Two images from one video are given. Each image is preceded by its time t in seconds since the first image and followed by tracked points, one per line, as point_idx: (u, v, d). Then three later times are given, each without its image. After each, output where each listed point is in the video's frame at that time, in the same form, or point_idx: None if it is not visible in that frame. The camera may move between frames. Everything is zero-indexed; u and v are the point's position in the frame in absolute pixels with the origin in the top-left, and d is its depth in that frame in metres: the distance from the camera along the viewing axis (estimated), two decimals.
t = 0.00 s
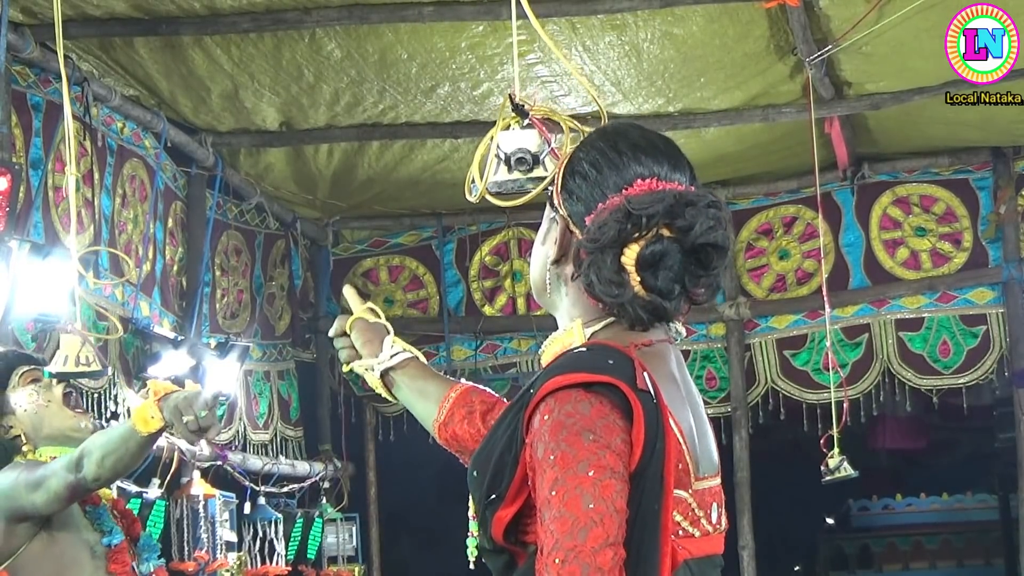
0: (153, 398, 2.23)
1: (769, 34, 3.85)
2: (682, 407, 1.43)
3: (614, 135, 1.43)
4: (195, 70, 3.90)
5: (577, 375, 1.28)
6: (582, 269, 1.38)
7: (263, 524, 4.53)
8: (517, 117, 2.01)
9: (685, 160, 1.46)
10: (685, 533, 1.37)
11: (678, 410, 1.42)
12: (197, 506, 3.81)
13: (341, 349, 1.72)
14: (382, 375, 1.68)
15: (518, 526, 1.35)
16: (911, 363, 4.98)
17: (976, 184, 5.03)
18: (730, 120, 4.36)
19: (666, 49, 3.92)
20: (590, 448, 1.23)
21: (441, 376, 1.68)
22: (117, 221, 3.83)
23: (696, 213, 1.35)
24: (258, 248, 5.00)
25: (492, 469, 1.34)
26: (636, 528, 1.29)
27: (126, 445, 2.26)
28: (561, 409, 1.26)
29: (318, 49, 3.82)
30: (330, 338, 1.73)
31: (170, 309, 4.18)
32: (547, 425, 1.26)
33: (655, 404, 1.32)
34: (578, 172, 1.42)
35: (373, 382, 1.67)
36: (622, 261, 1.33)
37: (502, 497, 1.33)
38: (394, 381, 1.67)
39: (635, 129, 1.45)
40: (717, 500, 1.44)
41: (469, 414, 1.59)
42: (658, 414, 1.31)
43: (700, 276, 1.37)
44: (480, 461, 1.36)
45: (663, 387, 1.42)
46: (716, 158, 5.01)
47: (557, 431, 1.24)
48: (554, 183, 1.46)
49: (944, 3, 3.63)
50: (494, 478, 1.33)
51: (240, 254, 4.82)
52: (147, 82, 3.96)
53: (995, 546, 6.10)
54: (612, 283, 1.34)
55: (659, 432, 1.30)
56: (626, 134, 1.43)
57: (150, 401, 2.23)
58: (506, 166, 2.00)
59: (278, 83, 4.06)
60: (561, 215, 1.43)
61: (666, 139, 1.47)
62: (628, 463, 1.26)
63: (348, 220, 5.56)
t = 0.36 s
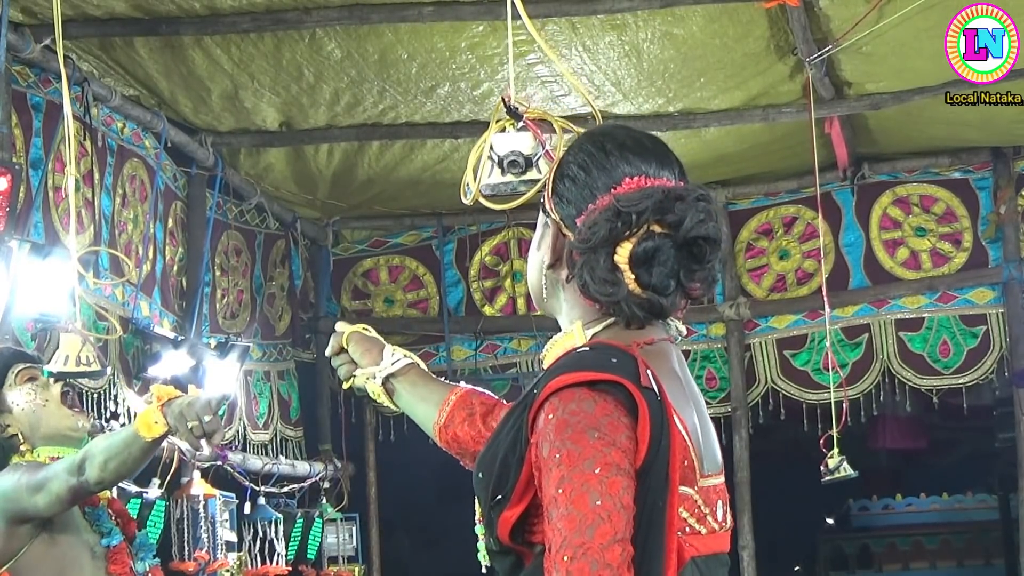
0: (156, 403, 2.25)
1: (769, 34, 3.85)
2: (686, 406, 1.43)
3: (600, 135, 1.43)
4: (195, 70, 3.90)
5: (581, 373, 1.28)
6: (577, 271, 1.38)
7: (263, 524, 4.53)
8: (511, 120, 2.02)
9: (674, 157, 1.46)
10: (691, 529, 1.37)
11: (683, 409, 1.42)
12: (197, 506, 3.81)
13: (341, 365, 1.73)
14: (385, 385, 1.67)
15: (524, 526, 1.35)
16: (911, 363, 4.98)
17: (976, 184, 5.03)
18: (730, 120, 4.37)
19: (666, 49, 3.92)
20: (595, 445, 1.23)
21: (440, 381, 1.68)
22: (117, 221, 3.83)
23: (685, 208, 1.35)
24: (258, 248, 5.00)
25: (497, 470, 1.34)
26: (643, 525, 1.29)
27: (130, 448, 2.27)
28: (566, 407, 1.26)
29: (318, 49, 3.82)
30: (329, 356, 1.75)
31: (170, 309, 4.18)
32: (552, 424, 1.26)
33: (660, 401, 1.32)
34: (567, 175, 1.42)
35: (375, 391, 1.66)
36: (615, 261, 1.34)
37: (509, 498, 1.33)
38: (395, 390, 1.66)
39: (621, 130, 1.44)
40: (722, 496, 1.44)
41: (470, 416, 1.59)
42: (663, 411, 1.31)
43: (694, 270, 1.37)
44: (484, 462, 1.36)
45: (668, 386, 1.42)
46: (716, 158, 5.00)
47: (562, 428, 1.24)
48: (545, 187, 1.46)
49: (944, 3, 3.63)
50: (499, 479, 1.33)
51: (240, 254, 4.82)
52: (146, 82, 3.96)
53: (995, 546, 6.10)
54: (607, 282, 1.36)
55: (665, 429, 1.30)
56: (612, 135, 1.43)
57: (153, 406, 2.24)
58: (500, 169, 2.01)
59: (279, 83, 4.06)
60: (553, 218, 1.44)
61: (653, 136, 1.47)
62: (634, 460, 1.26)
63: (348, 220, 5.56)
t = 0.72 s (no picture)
0: (148, 398, 2.24)
1: (769, 34, 3.85)
2: (688, 406, 1.43)
3: (588, 138, 1.43)
4: (195, 70, 3.90)
5: (581, 374, 1.28)
6: (570, 272, 1.38)
7: (263, 524, 4.53)
8: (508, 121, 2.02)
9: (662, 155, 1.46)
10: (695, 528, 1.37)
11: (685, 408, 1.42)
12: (197, 506, 3.81)
13: (343, 366, 1.73)
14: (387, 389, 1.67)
15: (528, 527, 1.35)
16: (911, 363, 4.98)
17: (976, 184, 5.03)
18: (730, 120, 4.37)
19: (666, 49, 3.92)
20: (597, 445, 1.23)
21: (443, 385, 1.68)
22: (117, 221, 3.83)
23: (674, 204, 1.35)
24: (258, 248, 5.00)
25: (500, 471, 1.34)
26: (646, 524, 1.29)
27: (121, 443, 2.25)
28: (567, 407, 1.26)
29: (318, 49, 3.82)
30: (331, 356, 1.75)
31: (170, 309, 4.18)
32: (554, 425, 1.26)
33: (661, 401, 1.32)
34: (558, 178, 1.42)
35: (377, 395, 1.66)
36: (607, 261, 1.34)
37: (511, 500, 1.33)
38: (398, 394, 1.67)
39: (610, 131, 1.45)
40: (726, 495, 1.44)
41: (474, 421, 1.59)
42: (665, 410, 1.31)
43: (688, 265, 1.37)
44: (487, 465, 1.36)
45: (668, 386, 1.41)
46: (716, 158, 5.01)
47: (564, 429, 1.24)
48: (537, 192, 1.46)
49: (944, 3, 3.63)
50: (502, 480, 1.33)
51: (240, 254, 4.82)
52: (147, 82, 3.96)
53: (995, 546, 6.09)
54: (600, 282, 1.35)
55: (666, 428, 1.30)
56: (600, 137, 1.43)
57: (145, 401, 2.23)
58: (494, 170, 1.99)
59: (279, 83, 4.06)
60: (546, 222, 1.44)
61: (641, 136, 1.48)
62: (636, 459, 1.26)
63: (348, 220, 5.56)
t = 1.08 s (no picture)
0: (139, 398, 2.23)
1: (769, 34, 3.85)
2: (690, 406, 1.43)
3: (586, 140, 1.43)
4: (195, 70, 3.90)
5: (581, 374, 1.28)
6: (569, 274, 1.39)
7: (263, 524, 4.53)
8: (511, 120, 2.01)
9: (661, 154, 1.46)
10: (697, 527, 1.37)
11: (687, 408, 1.42)
12: (197, 506, 3.81)
13: (346, 364, 1.72)
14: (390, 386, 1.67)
15: (529, 527, 1.35)
16: (911, 363, 4.98)
17: (976, 184, 5.03)
18: (730, 120, 4.37)
19: (666, 49, 3.92)
20: (598, 445, 1.23)
21: (446, 381, 1.68)
22: (117, 221, 3.83)
23: (672, 204, 1.34)
24: (258, 248, 5.00)
25: (501, 471, 1.33)
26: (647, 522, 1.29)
27: (114, 444, 2.24)
28: (568, 407, 1.26)
29: (318, 50, 3.82)
30: (333, 354, 1.74)
31: (170, 309, 4.18)
32: (555, 425, 1.26)
33: (663, 400, 1.32)
34: (556, 180, 1.43)
35: (381, 392, 1.66)
36: (606, 262, 1.34)
37: (513, 500, 1.33)
38: (401, 390, 1.66)
39: (608, 131, 1.45)
40: (728, 494, 1.44)
41: (477, 419, 1.59)
42: (666, 410, 1.31)
43: (688, 265, 1.37)
44: (489, 465, 1.36)
45: (670, 386, 1.41)
46: (716, 158, 5.01)
47: (565, 430, 1.24)
48: (537, 193, 1.47)
49: (944, 3, 3.63)
50: (504, 480, 1.33)
51: (240, 254, 4.82)
52: (147, 82, 3.96)
53: (995, 546, 6.09)
54: (599, 283, 1.35)
55: (668, 427, 1.30)
56: (598, 137, 1.43)
57: (137, 401, 2.22)
58: (496, 170, 1.96)
59: (279, 83, 4.06)
60: (545, 223, 1.44)
61: (639, 135, 1.48)
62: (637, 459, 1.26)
63: (348, 220, 5.56)
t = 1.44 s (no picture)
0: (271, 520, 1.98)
1: (769, 34, 3.85)
2: (692, 405, 1.43)
3: (594, 139, 1.43)
4: (195, 70, 3.90)
5: (582, 373, 1.28)
6: (575, 274, 1.39)
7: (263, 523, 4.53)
8: (514, 119, 1.99)
9: (668, 154, 1.46)
10: (699, 526, 1.37)
11: (690, 407, 1.42)
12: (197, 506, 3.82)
13: (352, 365, 1.72)
14: (395, 383, 1.67)
15: (531, 525, 1.35)
16: (911, 363, 4.98)
17: (976, 184, 5.03)
18: (730, 120, 4.37)
19: (666, 49, 3.92)
20: (598, 444, 1.23)
21: (449, 377, 1.68)
22: (117, 221, 3.83)
23: (680, 206, 1.34)
24: (258, 248, 5.00)
25: (503, 468, 1.33)
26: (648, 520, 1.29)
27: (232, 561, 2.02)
28: (569, 406, 1.26)
29: (318, 50, 3.82)
30: (339, 356, 1.74)
31: (170, 309, 4.18)
32: (556, 424, 1.25)
33: (664, 399, 1.31)
34: (563, 179, 1.43)
35: (386, 391, 1.66)
36: (612, 263, 1.34)
37: (513, 497, 1.33)
38: (406, 388, 1.66)
39: (615, 131, 1.44)
40: (731, 492, 1.44)
41: (478, 413, 1.59)
42: (668, 409, 1.31)
43: (693, 267, 1.37)
44: (491, 462, 1.36)
45: (673, 385, 1.41)
46: (716, 158, 5.01)
47: (566, 429, 1.24)
48: (543, 192, 1.47)
49: (944, 3, 3.63)
50: (505, 478, 1.33)
51: (240, 254, 4.82)
52: (147, 82, 3.96)
53: (995, 546, 6.09)
54: (604, 284, 1.35)
55: (669, 427, 1.30)
56: (606, 137, 1.43)
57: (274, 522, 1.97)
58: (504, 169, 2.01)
59: (279, 83, 4.06)
60: (552, 222, 1.44)
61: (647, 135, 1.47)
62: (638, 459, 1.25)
63: (348, 220, 5.56)
